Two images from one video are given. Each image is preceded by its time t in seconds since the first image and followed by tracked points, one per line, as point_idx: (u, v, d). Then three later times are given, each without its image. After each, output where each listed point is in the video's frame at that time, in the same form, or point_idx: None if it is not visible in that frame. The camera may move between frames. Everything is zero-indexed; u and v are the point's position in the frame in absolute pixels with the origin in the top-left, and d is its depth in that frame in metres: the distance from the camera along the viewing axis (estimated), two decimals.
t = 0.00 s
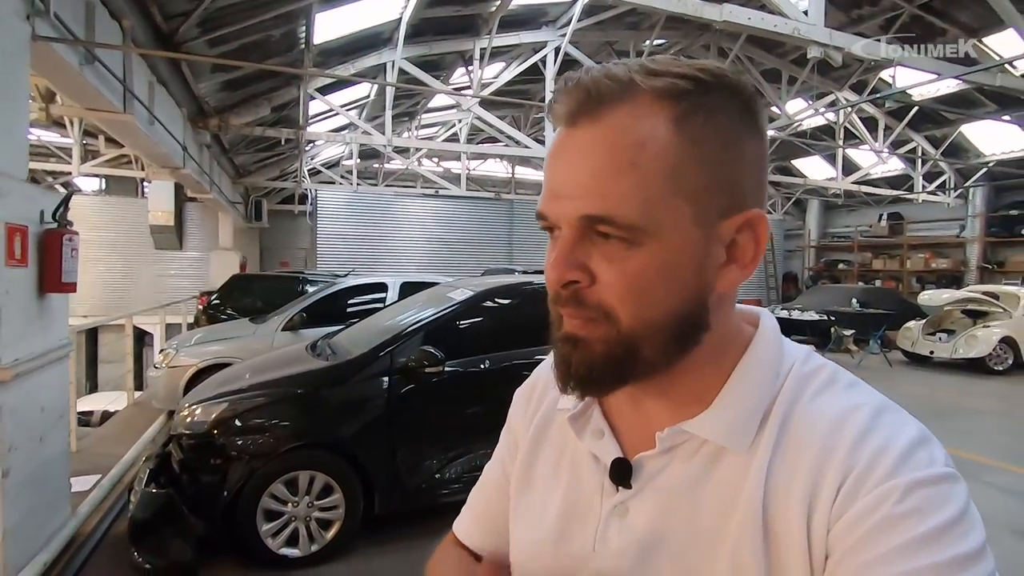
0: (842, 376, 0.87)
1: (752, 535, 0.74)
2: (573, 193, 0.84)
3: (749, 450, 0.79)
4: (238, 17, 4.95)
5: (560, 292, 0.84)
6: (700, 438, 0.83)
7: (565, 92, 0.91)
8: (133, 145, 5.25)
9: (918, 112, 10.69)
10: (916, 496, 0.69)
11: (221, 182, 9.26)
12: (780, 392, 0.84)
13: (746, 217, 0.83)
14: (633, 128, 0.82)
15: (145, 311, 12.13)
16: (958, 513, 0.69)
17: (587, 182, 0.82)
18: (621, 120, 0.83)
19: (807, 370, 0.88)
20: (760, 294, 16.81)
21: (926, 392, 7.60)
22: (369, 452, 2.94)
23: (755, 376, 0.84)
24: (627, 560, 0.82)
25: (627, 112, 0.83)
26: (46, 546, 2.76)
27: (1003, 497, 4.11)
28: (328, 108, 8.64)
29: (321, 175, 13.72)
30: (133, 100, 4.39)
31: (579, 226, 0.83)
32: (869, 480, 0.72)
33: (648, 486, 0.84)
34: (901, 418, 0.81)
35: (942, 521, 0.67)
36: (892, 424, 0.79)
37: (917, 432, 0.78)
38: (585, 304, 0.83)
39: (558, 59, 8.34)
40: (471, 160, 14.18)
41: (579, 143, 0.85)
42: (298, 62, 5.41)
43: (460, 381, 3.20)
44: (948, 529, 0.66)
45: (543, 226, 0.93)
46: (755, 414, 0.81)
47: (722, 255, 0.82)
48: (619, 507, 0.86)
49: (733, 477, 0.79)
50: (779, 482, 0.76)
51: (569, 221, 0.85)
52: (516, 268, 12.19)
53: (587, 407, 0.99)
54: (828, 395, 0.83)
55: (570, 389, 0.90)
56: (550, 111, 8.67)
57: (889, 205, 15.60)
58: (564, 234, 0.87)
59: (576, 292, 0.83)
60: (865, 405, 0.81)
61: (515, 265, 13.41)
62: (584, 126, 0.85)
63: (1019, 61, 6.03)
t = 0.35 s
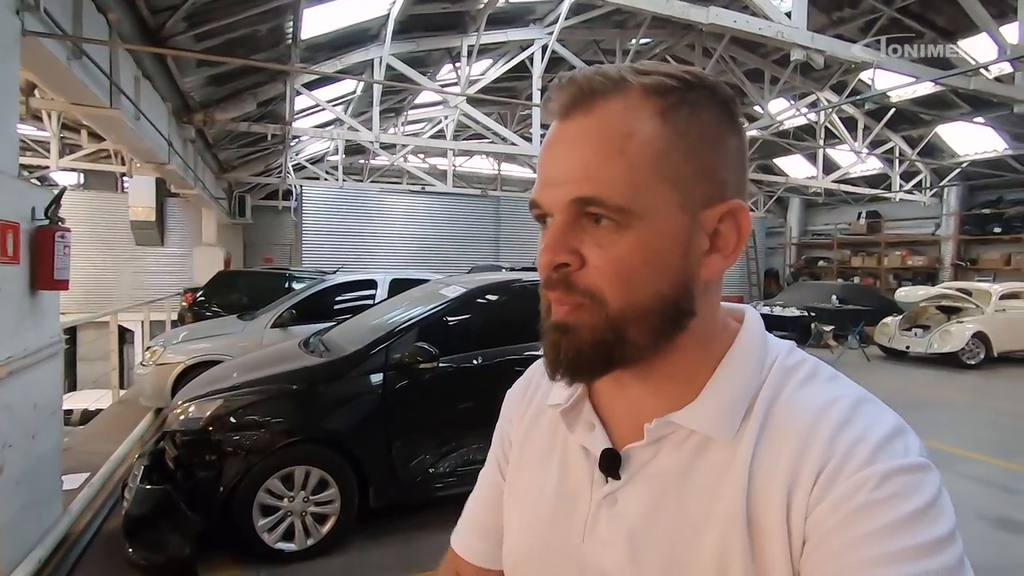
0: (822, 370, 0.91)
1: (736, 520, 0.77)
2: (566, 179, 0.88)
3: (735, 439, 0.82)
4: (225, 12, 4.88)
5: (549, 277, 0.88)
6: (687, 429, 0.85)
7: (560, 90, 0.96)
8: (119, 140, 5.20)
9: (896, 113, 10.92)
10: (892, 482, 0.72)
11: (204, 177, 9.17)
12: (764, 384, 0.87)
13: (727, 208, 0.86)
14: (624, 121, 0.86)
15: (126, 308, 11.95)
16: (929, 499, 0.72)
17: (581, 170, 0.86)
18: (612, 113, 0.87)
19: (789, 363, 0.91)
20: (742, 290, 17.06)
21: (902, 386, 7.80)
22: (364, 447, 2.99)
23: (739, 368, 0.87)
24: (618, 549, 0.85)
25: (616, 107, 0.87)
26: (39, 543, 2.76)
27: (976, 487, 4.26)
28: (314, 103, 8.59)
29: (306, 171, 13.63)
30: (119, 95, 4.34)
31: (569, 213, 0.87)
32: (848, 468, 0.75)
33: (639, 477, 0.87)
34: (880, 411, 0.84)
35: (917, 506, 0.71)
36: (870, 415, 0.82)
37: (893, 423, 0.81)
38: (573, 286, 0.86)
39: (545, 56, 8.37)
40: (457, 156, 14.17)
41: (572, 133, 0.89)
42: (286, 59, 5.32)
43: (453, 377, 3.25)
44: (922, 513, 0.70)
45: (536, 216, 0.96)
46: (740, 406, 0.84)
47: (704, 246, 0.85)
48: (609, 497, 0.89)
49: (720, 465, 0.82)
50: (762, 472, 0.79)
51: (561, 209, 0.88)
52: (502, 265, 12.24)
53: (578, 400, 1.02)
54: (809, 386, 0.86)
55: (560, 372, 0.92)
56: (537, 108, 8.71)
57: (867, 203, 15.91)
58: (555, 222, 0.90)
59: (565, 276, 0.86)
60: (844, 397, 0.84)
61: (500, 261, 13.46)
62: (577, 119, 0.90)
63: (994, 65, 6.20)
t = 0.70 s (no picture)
0: (777, 375, 0.92)
1: (698, 519, 0.77)
2: (619, 169, 0.90)
3: (698, 443, 0.83)
4: (219, 12, 4.82)
5: (596, 258, 0.87)
6: (652, 434, 0.86)
7: (593, 91, 0.98)
8: (111, 140, 5.16)
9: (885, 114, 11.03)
10: (844, 476, 0.74)
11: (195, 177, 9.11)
12: (722, 389, 0.88)
13: (715, 232, 0.97)
14: (671, 128, 0.91)
15: (115, 308, 11.83)
16: (879, 490, 0.73)
17: (633, 165, 0.89)
18: (657, 119, 0.91)
19: (747, 369, 0.93)
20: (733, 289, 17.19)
21: (892, 384, 7.91)
22: (364, 449, 3.00)
23: (699, 376, 0.89)
24: (586, 556, 0.85)
25: (662, 115, 0.93)
26: (36, 548, 2.74)
27: (964, 482, 4.33)
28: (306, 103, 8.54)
29: (298, 170, 13.56)
30: (112, 95, 4.30)
31: (618, 202, 0.89)
32: (803, 466, 0.76)
33: (606, 484, 0.88)
34: (832, 412, 0.86)
35: (868, 496, 0.71)
36: (821, 416, 0.83)
37: (843, 422, 0.83)
38: (623, 270, 0.87)
39: (539, 56, 8.39)
40: (450, 156, 14.15)
41: (622, 127, 0.91)
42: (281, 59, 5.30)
43: (452, 378, 3.26)
44: (872, 504, 0.70)
45: (559, 203, 0.95)
46: (700, 411, 0.85)
47: (701, 254, 0.93)
48: (578, 506, 0.90)
49: (684, 469, 0.82)
50: (723, 472, 0.79)
51: (610, 197, 0.89)
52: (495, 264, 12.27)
53: (549, 414, 1.06)
54: (766, 390, 0.87)
55: (591, 361, 0.92)
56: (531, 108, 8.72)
57: (856, 203, 16.07)
58: (594, 211, 0.90)
59: (617, 259, 0.86)
60: (799, 399, 0.86)
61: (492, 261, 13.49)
62: (622, 117, 0.92)
63: (983, 68, 6.28)
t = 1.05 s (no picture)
0: (751, 379, 0.93)
1: (672, 520, 0.78)
2: (601, 176, 0.91)
3: (674, 447, 0.83)
4: (213, 11, 4.80)
5: (578, 261, 0.88)
6: (630, 437, 0.87)
7: (576, 99, 0.99)
8: (105, 140, 5.12)
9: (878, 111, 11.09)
10: (812, 479, 0.75)
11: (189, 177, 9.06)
12: (699, 392, 0.89)
13: (691, 240, 0.99)
14: (650, 137, 0.93)
15: (109, 309, 11.76)
16: (846, 493, 0.74)
17: (616, 171, 0.91)
18: (639, 128, 0.93)
19: (722, 373, 0.93)
20: (728, 287, 17.26)
21: (887, 380, 7.96)
22: (365, 450, 3.00)
23: (676, 379, 0.90)
24: (564, 559, 0.85)
25: (643, 123, 0.95)
26: (36, 552, 2.72)
27: (960, 478, 4.36)
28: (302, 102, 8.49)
29: (292, 169, 13.52)
30: (106, 94, 4.27)
31: (600, 207, 0.90)
32: (774, 469, 0.76)
33: (585, 486, 0.88)
34: (803, 415, 0.86)
35: (835, 499, 0.73)
36: (793, 419, 0.84)
37: (814, 426, 0.84)
38: (605, 273, 0.88)
39: (534, 55, 8.40)
40: (445, 155, 14.13)
41: (604, 134, 0.93)
42: (276, 58, 5.27)
43: (452, 378, 3.26)
44: (837, 508, 0.72)
45: (540, 208, 0.96)
46: (677, 414, 0.86)
47: (679, 260, 0.95)
48: (557, 510, 0.90)
49: (661, 473, 0.83)
50: (696, 476, 0.80)
51: (591, 201, 0.91)
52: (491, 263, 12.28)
53: (531, 417, 1.06)
54: (741, 394, 0.88)
55: (572, 362, 0.93)
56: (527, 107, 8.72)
57: (850, 201, 16.15)
58: (576, 216, 0.92)
59: (598, 262, 0.88)
60: (771, 403, 0.86)
61: (488, 260, 13.50)
62: (604, 124, 0.94)
63: (977, 66, 6.32)
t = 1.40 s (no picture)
0: (739, 377, 0.94)
1: (671, 517, 0.77)
2: (601, 177, 0.91)
3: (670, 446, 0.83)
4: (207, 18, 4.78)
5: (576, 264, 0.87)
6: (626, 436, 0.86)
7: (571, 101, 0.99)
8: (98, 149, 5.08)
9: (871, 112, 11.14)
10: (802, 473, 0.75)
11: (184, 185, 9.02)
12: (691, 391, 0.89)
13: (682, 241, 0.99)
14: (647, 142, 0.94)
15: (104, 319, 11.69)
16: (835, 487, 0.75)
17: (615, 173, 0.90)
18: (636, 131, 0.93)
19: (713, 372, 0.93)
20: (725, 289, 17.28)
21: (885, 380, 7.97)
22: (363, 458, 2.98)
23: (670, 378, 0.90)
24: (563, 563, 0.82)
25: (640, 127, 0.95)
26: (31, 565, 2.69)
27: (961, 477, 4.35)
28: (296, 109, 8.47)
29: (287, 177, 13.49)
30: (100, 103, 4.25)
31: (597, 209, 0.90)
32: (765, 463, 0.77)
33: (582, 488, 0.86)
34: (791, 410, 0.87)
35: (824, 491, 0.73)
36: (782, 415, 0.85)
37: (802, 421, 0.85)
38: (603, 276, 0.87)
39: (528, 60, 8.41)
40: (440, 160, 14.13)
41: (604, 136, 0.92)
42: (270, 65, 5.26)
43: (450, 385, 3.24)
44: (827, 500, 0.72)
45: (536, 208, 0.94)
46: (671, 413, 0.86)
47: (672, 260, 0.95)
48: (555, 514, 0.87)
49: (656, 471, 0.82)
50: (691, 474, 0.80)
51: (589, 203, 0.90)
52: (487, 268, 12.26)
53: (524, 422, 1.01)
54: (732, 392, 0.89)
55: (569, 366, 0.91)
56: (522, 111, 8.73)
57: (844, 202, 16.22)
58: (575, 217, 0.91)
59: (595, 265, 0.87)
60: (761, 399, 0.87)
61: (484, 265, 13.49)
62: (603, 125, 0.93)
63: (968, 67, 6.36)
